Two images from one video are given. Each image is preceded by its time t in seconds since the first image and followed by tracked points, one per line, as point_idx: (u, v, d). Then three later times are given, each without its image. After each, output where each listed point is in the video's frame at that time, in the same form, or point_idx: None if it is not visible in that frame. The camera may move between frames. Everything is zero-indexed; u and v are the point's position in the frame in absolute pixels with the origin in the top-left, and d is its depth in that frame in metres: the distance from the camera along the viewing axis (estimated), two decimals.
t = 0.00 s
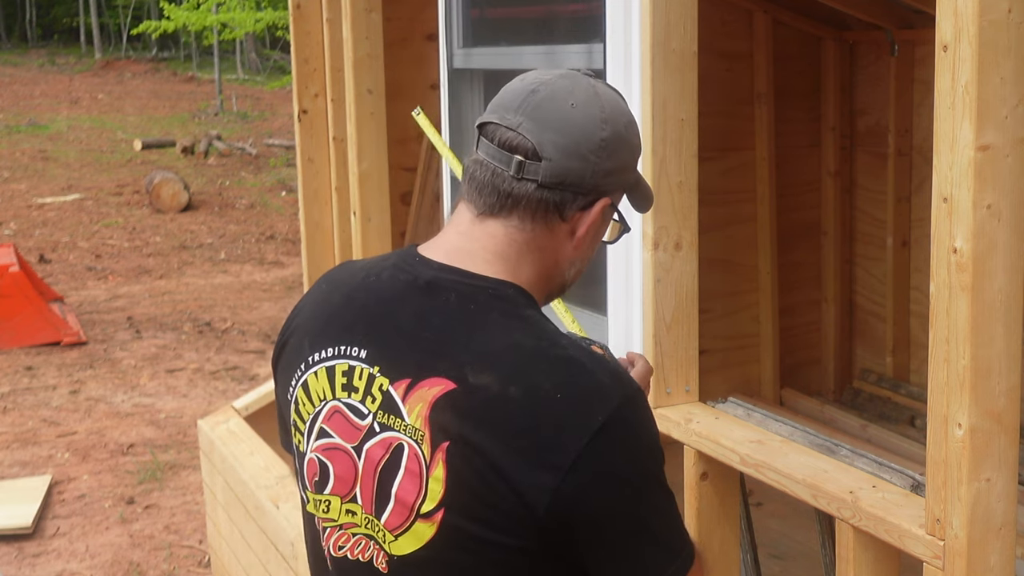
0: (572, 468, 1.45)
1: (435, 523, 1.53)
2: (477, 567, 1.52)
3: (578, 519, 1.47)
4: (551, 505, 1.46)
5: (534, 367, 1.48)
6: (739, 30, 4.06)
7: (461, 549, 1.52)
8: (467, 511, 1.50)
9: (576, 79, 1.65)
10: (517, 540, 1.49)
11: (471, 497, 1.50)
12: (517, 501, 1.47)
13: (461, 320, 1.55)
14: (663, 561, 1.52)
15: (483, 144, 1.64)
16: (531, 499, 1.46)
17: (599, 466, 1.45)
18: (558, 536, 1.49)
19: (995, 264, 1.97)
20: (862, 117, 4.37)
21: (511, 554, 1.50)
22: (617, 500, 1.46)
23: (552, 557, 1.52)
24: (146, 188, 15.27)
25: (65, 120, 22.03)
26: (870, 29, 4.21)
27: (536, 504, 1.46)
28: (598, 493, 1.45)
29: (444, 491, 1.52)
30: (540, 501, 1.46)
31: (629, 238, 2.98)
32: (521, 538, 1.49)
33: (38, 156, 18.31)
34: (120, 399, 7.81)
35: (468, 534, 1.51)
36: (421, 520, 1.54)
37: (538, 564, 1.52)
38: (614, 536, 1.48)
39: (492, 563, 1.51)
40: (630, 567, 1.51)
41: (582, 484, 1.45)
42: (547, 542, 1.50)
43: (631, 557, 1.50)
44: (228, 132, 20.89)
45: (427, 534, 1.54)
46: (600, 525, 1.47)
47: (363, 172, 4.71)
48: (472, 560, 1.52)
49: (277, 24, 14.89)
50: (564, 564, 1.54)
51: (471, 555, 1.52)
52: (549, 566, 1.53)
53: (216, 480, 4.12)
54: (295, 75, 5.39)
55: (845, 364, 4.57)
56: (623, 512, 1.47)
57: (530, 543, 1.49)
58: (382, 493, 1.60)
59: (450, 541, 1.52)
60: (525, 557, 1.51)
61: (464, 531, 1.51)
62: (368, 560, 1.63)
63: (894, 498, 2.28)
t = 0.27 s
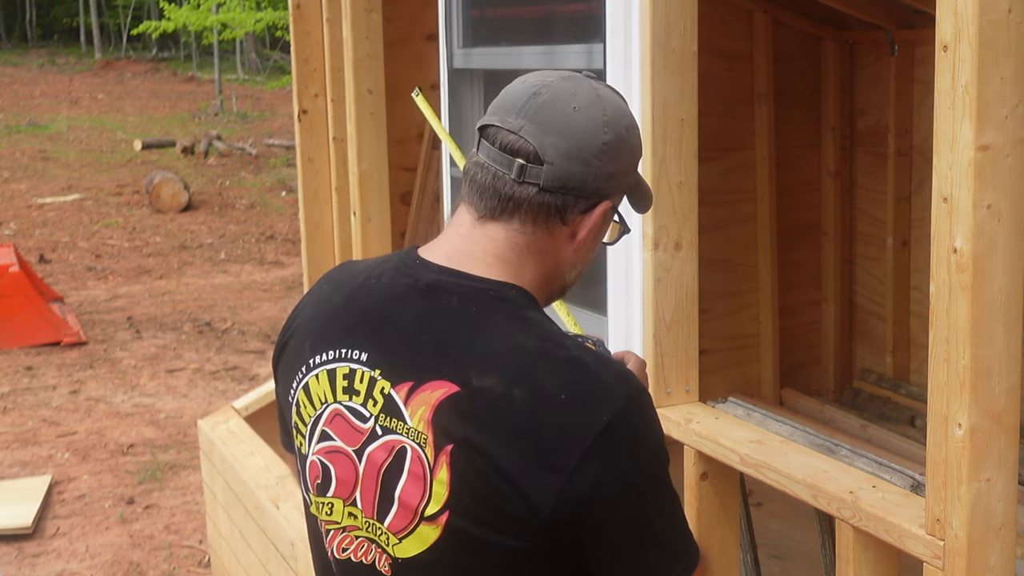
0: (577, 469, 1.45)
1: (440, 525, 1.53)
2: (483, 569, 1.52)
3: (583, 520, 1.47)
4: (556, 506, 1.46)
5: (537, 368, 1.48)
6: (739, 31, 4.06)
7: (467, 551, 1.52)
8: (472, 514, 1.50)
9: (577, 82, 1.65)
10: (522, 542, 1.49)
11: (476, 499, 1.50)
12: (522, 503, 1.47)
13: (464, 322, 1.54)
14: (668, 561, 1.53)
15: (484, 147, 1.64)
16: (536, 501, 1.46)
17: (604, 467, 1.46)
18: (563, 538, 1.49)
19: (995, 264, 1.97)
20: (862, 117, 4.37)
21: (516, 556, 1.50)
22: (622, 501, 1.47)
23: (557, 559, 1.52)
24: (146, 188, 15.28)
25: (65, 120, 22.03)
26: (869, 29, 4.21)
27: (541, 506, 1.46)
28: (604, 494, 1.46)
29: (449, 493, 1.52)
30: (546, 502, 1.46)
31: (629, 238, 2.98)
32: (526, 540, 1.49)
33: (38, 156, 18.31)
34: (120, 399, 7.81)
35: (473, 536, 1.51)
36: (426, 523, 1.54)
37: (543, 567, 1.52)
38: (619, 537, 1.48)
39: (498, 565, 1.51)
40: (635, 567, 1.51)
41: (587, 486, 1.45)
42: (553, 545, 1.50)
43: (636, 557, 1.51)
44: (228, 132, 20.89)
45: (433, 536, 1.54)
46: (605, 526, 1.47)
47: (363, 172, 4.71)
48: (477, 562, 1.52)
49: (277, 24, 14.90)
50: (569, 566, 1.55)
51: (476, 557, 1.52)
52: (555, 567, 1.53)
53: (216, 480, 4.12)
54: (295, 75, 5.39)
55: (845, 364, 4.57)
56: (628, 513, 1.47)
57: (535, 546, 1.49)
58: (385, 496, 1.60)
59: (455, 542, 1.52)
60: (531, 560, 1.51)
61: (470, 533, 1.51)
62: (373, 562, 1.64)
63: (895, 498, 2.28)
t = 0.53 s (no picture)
0: (577, 469, 1.45)
1: (438, 525, 1.53)
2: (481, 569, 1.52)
3: (582, 521, 1.47)
4: (555, 507, 1.46)
5: (537, 369, 1.48)
6: (739, 31, 4.06)
7: (466, 551, 1.52)
8: (471, 514, 1.50)
9: (583, 83, 1.64)
10: (520, 543, 1.49)
11: (475, 499, 1.50)
12: (521, 503, 1.47)
13: (464, 321, 1.54)
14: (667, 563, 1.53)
15: (489, 146, 1.64)
16: (535, 501, 1.46)
17: (603, 468, 1.46)
18: (562, 538, 1.49)
19: (995, 264, 1.97)
20: (862, 117, 4.37)
21: (515, 557, 1.50)
22: (620, 502, 1.47)
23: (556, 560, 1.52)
24: (146, 188, 15.28)
25: (65, 120, 22.03)
26: (869, 29, 4.21)
27: (540, 506, 1.46)
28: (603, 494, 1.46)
29: (447, 493, 1.52)
30: (545, 502, 1.46)
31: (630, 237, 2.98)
32: (525, 541, 1.49)
33: (38, 156, 18.32)
34: (120, 399, 7.81)
35: (472, 536, 1.51)
36: (424, 522, 1.54)
37: (542, 567, 1.52)
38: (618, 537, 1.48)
39: (496, 565, 1.51)
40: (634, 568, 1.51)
41: (586, 486, 1.45)
42: (551, 545, 1.50)
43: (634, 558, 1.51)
44: (228, 131, 20.89)
45: (431, 535, 1.54)
46: (604, 526, 1.47)
47: (363, 172, 4.71)
48: (476, 562, 1.52)
49: (277, 24, 14.90)
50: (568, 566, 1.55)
51: (475, 556, 1.52)
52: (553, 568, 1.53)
53: (216, 480, 4.12)
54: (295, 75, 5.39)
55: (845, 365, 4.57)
56: (627, 514, 1.48)
57: (534, 546, 1.49)
58: (384, 494, 1.60)
59: (454, 542, 1.52)
60: (529, 560, 1.51)
61: (469, 532, 1.51)
62: (371, 560, 1.64)
63: (895, 498, 2.28)
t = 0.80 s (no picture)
0: (573, 470, 1.45)
1: (434, 524, 1.53)
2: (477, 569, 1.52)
3: (578, 521, 1.47)
4: (551, 507, 1.46)
5: (535, 370, 1.48)
6: (739, 30, 4.06)
7: (462, 550, 1.52)
8: (468, 513, 1.50)
9: (583, 83, 1.64)
10: (517, 543, 1.49)
11: (472, 499, 1.50)
12: (518, 503, 1.47)
13: (463, 321, 1.54)
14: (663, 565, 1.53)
15: (490, 146, 1.64)
16: (532, 501, 1.46)
17: (599, 470, 1.46)
18: (558, 538, 1.49)
19: (995, 264, 1.97)
20: (862, 117, 4.37)
21: (511, 557, 1.50)
22: (617, 504, 1.47)
23: (552, 560, 1.53)
24: (146, 188, 15.28)
25: (65, 120, 22.03)
26: (869, 29, 4.21)
27: (537, 507, 1.46)
28: (599, 496, 1.46)
29: (444, 492, 1.52)
30: (541, 502, 1.46)
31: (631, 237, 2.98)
32: (521, 541, 1.49)
33: (38, 156, 18.32)
34: (120, 399, 7.81)
35: (468, 536, 1.51)
36: (421, 521, 1.54)
37: (537, 568, 1.52)
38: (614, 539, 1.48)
39: (492, 565, 1.51)
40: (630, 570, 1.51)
41: (583, 487, 1.45)
42: (547, 545, 1.50)
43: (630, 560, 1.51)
44: (228, 131, 20.89)
45: (427, 535, 1.54)
46: (600, 528, 1.47)
47: (363, 172, 4.71)
48: (472, 562, 1.52)
49: (277, 24, 14.90)
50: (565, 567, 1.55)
51: (472, 556, 1.52)
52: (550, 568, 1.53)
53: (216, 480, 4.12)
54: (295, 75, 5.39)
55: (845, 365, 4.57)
56: (623, 516, 1.48)
57: (530, 546, 1.49)
58: (382, 492, 1.60)
59: (450, 542, 1.52)
60: (526, 560, 1.51)
61: (465, 532, 1.51)
62: (368, 559, 1.64)
63: (895, 498, 2.28)
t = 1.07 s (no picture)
0: (572, 471, 1.45)
1: (433, 524, 1.53)
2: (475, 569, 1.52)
3: (577, 522, 1.47)
4: (550, 507, 1.46)
5: (534, 370, 1.48)
6: (739, 30, 4.06)
7: (460, 549, 1.52)
8: (466, 513, 1.50)
9: (583, 83, 1.64)
10: (516, 543, 1.49)
11: (470, 498, 1.50)
12: (517, 504, 1.47)
13: (461, 321, 1.54)
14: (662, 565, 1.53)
15: (489, 146, 1.64)
16: (530, 501, 1.46)
17: (598, 470, 1.46)
18: (557, 539, 1.49)
19: (995, 264, 1.97)
20: (862, 117, 4.37)
21: (509, 558, 1.50)
22: (615, 505, 1.47)
23: (551, 560, 1.53)
24: (146, 188, 15.28)
25: (65, 120, 22.03)
26: (869, 28, 4.21)
27: (534, 507, 1.46)
28: (598, 496, 1.46)
29: (442, 492, 1.52)
30: (540, 503, 1.46)
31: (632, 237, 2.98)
32: (519, 542, 1.49)
33: (38, 156, 18.32)
34: (120, 399, 7.81)
35: (467, 536, 1.51)
36: (420, 521, 1.54)
37: (536, 568, 1.52)
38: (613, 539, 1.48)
39: (490, 565, 1.51)
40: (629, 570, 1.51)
41: (581, 488, 1.45)
42: (546, 546, 1.50)
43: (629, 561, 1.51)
44: (228, 131, 20.89)
45: (425, 534, 1.54)
46: (599, 528, 1.47)
47: (363, 172, 4.71)
48: (471, 562, 1.52)
49: (277, 23, 14.90)
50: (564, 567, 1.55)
51: (471, 556, 1.52)
52: (549, 568, 1.53)
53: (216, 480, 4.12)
54: (295, 75, 5.39)
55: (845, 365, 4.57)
56: (622, 516, 1.48)
57: (529, 547, 1.49)
58: (380, 493, 1.60)
59: (449, 542, 1.52)
60: (525, 560, 1.51)
61: (464, 532, 1.51)
62: (367, 559, 1.64)
63: (895, 498, 2.28)
